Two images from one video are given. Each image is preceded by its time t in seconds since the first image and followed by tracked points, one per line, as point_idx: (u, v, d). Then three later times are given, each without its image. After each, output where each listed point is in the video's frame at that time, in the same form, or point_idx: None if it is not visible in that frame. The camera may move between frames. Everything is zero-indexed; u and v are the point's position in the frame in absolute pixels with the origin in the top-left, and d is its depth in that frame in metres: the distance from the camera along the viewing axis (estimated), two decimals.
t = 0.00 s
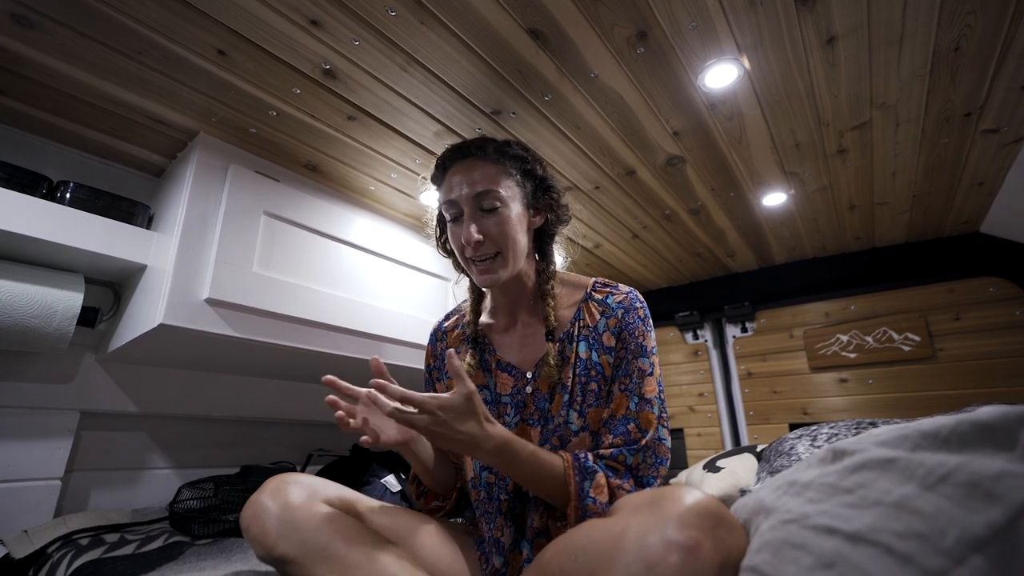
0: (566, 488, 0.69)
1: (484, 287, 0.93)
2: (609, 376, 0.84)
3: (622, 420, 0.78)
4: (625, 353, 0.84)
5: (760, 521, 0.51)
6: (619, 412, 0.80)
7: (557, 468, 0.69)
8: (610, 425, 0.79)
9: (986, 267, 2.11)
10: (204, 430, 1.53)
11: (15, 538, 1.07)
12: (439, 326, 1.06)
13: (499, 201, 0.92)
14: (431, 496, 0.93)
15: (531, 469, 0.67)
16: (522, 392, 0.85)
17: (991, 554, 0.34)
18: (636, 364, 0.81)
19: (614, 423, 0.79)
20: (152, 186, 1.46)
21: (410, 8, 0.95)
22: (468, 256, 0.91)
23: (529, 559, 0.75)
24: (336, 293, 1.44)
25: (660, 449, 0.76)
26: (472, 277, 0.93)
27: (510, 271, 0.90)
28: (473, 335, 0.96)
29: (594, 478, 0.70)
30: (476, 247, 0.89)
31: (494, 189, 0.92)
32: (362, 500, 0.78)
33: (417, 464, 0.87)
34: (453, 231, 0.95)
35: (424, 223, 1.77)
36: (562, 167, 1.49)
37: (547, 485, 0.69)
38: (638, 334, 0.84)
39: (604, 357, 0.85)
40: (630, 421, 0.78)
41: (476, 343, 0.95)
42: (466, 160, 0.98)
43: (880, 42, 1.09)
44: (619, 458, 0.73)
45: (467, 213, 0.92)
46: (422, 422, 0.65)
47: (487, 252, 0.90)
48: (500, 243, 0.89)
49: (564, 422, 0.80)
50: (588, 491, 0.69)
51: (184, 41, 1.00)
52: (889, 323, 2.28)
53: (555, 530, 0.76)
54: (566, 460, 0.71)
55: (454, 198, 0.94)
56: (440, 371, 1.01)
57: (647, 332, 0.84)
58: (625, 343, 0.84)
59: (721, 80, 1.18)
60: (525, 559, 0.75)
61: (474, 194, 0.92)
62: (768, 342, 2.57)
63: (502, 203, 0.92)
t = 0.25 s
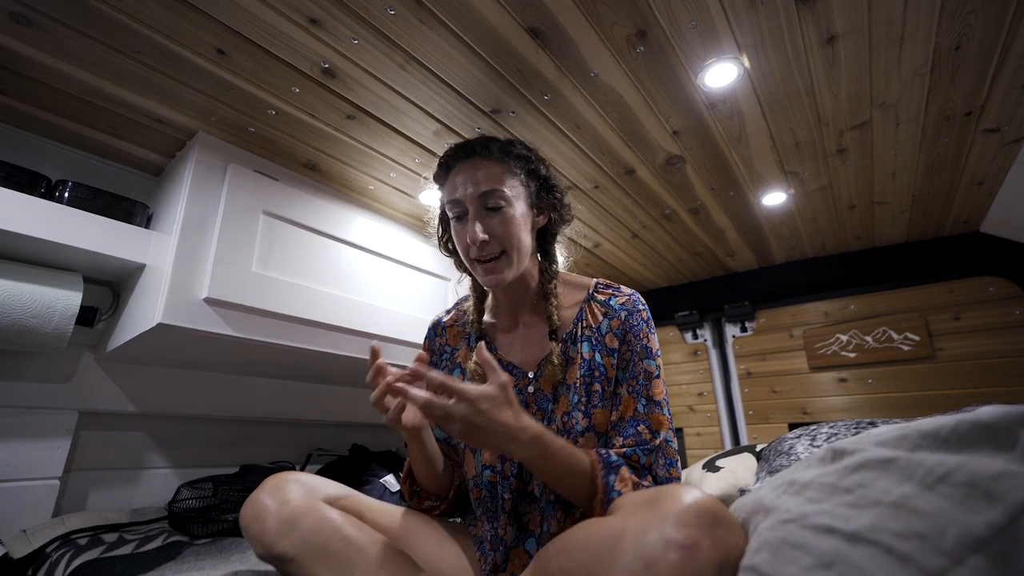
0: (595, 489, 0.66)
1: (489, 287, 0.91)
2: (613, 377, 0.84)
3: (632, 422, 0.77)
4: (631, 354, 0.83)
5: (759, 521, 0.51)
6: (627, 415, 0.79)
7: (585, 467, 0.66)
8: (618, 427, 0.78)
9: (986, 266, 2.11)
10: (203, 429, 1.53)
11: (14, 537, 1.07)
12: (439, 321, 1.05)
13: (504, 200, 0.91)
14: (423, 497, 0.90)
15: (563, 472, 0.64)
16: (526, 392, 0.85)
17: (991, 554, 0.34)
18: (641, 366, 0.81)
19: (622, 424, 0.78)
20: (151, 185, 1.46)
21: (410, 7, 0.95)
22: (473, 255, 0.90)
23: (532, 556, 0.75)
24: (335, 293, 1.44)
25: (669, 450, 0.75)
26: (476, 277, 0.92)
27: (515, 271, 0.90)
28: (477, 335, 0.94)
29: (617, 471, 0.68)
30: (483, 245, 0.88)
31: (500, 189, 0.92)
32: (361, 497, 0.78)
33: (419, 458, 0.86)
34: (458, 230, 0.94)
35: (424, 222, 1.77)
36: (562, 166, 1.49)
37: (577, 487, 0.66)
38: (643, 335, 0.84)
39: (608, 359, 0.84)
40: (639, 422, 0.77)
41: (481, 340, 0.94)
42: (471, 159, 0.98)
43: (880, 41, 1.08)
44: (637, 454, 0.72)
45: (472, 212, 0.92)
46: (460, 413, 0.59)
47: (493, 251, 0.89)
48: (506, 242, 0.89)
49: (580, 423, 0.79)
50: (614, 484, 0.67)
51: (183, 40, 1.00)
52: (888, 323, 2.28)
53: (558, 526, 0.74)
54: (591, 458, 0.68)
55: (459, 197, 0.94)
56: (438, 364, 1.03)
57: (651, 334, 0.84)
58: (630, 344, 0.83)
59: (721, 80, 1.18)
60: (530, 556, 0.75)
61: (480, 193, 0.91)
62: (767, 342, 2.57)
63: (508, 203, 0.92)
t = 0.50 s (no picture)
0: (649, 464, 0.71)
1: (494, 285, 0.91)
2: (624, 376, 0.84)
3: (652, 418, 0.76)
4: (643, 353, 0.83)
5: (760, 522, 0.51)
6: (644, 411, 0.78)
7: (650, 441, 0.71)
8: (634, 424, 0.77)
9: (986, 266, 2.11)
10: (203, 429, 1.53)
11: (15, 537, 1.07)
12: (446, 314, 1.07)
13: (490, 198, 0.92)
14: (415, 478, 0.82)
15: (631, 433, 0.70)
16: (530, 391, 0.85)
17: (990, 556, 0.34)
18: (655, 364, 0.81)
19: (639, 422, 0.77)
20: (152, 185, 1.46)
21: (409, 7, 0.95)
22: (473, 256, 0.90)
23: (534, 552, 0.77)
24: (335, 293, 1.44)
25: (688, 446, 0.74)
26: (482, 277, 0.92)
27: (517, 263, 0.89)
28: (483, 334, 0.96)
29: (666, 437, 0.72)
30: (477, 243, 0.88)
31: (484, 187, 0.93)
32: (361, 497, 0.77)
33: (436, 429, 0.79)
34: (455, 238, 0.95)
35: (424, 222, 1.77)
36: (562, 167, 1.49)
37: (635, 459, 0.70)
38: (654, 334, 0.84)
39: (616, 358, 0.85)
40: (660, 419, 0.76)
41: (484, 338, 0.96)
42: (456, 168, 0.99)
43: (880, 42, 1.08)
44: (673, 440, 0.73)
45: (463, 214, 0.92)
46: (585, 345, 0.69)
47: (488, 246, 0.89)
48: (499, 237, 0.89)
49: (587, 420, 0.79)
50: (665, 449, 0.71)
51: (183, 40, 1.00)
52: (888, 323, 2.28)
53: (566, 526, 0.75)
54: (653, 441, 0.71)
55: (449, 202, 0.95)
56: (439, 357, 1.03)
57: (662, 333, 0.84)
58: (642, 343, 0.84)
59: (721, 80, 1.18)
60: (533, 553, 0.77)
61: (466, 197, 0.92)
62: (767, 342, 2.57)
63: (494, 198, 0.92)
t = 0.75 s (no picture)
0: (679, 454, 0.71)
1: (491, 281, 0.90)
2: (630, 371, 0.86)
3: (670, 407, 0.77)
4: (648, 346, 0.84)
5: (760, 524, 0.51)
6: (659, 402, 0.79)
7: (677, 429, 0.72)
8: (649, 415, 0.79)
9: (986, 267, 2.11)
10: (204, 430, 1.53)
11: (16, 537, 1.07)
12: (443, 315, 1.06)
13: (494, 194, 0.92)
14: (409, 474, 0.83)
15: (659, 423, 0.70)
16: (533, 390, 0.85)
17: (989, 557, 0.34)
18: (662, 356, 0.81)
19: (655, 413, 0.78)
20: (152, 185, 1.47)
21: (410, 8, 0.95)
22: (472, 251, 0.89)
23: (538, 551, 0.79)
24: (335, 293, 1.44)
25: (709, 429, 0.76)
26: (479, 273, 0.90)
27: (514, 261, 0.88)
28: (483, 332, 0.96)
29: (688, 423, 0.75)
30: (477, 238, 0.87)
31: (488, 183, 0.93)
32: (361, 498, 0.78)
33: (427, 418, 0.79)
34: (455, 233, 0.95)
35: (424, 222, 1.77)
36: (562, 167, 1.49)
37: (665, 450, 0.71)
38: (658, 326, 0.84)
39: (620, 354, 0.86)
40: (678, 407, 0.77)
41: (484, 338, 0.96)
42: (459, 165, 1.00)
43: (880, 43, 1.09)
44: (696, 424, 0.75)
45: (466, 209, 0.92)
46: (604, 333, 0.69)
47: (488, 242, 0.88)
48: (499, 232, 0.89)
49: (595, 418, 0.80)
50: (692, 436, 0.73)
51: (184, 41, 1.00)
52: (888, 323, 2.28)
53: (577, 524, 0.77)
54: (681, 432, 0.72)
55: (453, 197, 0.95)
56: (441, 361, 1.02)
57: (666, 324, 0.85)
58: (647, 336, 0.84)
59: (721, 81, 1.18)
60: (535, 552, 0.79)
61: (469, 191, 0.93)
62: (767, 342, 2.57)
63: (497, 194, 0.92)
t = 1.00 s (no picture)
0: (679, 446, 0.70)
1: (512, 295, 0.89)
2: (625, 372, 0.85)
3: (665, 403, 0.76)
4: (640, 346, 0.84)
5: (760, 525, 0.51)
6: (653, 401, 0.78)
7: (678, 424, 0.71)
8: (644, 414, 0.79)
9: (986, 267, 2.11)
10: (204, 430, 1.53)
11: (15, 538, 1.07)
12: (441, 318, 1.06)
13: (528, 209, 0.91)
14: (393, 464, 0.85)
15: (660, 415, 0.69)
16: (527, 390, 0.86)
17: (990, 557, 0.34)
18: (656, 356, 0.82)
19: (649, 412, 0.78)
20: (151, 185, 1.47)
21: (410, 8, 0.95)
22: (502, 266, 0.86)
23: (538, 550, 0.78)
24: (335, 294, 1.44)
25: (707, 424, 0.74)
26: (502, 288, 0.88)
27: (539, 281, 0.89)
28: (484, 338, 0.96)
29: (687, 414, 0.72)
30: (515, 254, 0.85)
31: (523, 197, 0.91)
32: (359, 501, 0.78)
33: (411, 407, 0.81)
34: (479, 239, 0.90)
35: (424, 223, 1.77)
36: (562, 167, 1.49)
37: (668, 443, 0.70)
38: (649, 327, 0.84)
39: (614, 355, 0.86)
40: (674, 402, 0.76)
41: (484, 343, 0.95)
42: (487, 169, 0.96)
43: (880, 42, 1.09)
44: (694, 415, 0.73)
45: (500, 219, 0.90)
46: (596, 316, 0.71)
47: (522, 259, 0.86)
48: (534, 253, 0.88)
49: (588, 418, 0.80)
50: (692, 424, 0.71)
51: (183, 41, 1.00)
52: (888, 323, 2.28)
53: (565, 524, 0.76)
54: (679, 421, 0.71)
55: (484, 202, 0.90)
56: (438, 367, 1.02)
57: (657, 324, 0.85)
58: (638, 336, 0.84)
59: (721, 81, 1.18)
60: (535, 551, 0.78)
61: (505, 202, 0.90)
62: (767, 342, 2.57)
63: (531, 211, 0.91)
